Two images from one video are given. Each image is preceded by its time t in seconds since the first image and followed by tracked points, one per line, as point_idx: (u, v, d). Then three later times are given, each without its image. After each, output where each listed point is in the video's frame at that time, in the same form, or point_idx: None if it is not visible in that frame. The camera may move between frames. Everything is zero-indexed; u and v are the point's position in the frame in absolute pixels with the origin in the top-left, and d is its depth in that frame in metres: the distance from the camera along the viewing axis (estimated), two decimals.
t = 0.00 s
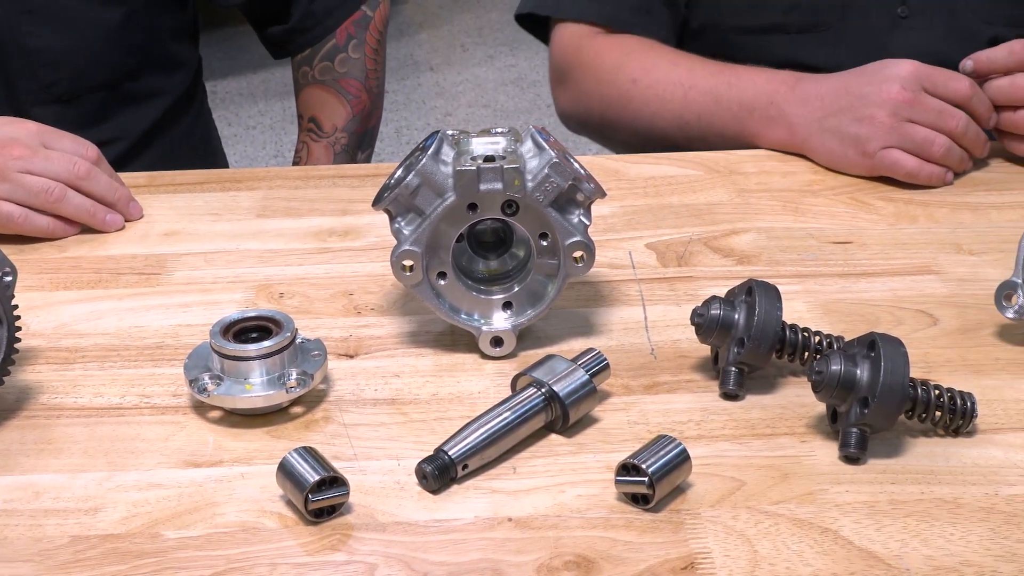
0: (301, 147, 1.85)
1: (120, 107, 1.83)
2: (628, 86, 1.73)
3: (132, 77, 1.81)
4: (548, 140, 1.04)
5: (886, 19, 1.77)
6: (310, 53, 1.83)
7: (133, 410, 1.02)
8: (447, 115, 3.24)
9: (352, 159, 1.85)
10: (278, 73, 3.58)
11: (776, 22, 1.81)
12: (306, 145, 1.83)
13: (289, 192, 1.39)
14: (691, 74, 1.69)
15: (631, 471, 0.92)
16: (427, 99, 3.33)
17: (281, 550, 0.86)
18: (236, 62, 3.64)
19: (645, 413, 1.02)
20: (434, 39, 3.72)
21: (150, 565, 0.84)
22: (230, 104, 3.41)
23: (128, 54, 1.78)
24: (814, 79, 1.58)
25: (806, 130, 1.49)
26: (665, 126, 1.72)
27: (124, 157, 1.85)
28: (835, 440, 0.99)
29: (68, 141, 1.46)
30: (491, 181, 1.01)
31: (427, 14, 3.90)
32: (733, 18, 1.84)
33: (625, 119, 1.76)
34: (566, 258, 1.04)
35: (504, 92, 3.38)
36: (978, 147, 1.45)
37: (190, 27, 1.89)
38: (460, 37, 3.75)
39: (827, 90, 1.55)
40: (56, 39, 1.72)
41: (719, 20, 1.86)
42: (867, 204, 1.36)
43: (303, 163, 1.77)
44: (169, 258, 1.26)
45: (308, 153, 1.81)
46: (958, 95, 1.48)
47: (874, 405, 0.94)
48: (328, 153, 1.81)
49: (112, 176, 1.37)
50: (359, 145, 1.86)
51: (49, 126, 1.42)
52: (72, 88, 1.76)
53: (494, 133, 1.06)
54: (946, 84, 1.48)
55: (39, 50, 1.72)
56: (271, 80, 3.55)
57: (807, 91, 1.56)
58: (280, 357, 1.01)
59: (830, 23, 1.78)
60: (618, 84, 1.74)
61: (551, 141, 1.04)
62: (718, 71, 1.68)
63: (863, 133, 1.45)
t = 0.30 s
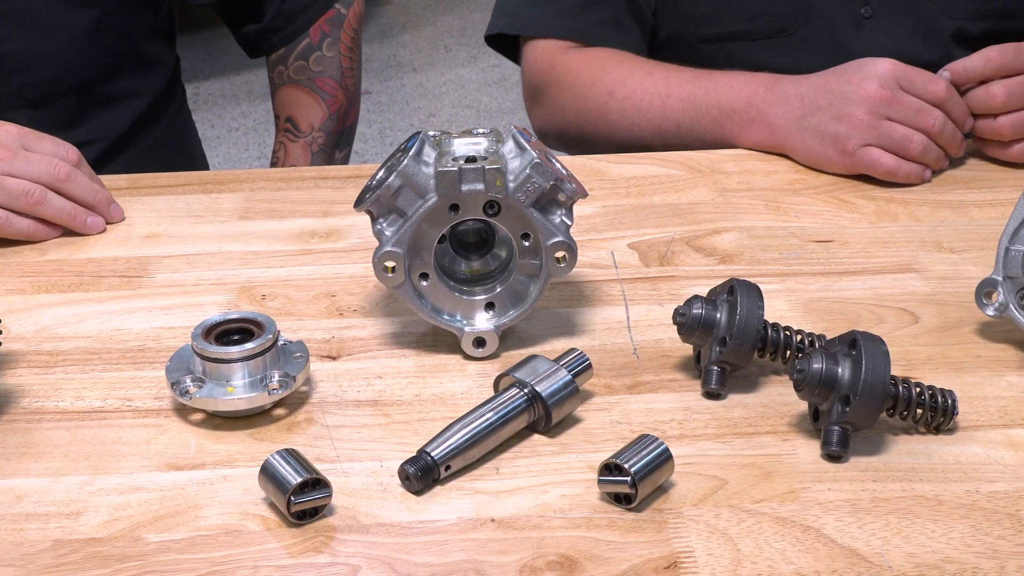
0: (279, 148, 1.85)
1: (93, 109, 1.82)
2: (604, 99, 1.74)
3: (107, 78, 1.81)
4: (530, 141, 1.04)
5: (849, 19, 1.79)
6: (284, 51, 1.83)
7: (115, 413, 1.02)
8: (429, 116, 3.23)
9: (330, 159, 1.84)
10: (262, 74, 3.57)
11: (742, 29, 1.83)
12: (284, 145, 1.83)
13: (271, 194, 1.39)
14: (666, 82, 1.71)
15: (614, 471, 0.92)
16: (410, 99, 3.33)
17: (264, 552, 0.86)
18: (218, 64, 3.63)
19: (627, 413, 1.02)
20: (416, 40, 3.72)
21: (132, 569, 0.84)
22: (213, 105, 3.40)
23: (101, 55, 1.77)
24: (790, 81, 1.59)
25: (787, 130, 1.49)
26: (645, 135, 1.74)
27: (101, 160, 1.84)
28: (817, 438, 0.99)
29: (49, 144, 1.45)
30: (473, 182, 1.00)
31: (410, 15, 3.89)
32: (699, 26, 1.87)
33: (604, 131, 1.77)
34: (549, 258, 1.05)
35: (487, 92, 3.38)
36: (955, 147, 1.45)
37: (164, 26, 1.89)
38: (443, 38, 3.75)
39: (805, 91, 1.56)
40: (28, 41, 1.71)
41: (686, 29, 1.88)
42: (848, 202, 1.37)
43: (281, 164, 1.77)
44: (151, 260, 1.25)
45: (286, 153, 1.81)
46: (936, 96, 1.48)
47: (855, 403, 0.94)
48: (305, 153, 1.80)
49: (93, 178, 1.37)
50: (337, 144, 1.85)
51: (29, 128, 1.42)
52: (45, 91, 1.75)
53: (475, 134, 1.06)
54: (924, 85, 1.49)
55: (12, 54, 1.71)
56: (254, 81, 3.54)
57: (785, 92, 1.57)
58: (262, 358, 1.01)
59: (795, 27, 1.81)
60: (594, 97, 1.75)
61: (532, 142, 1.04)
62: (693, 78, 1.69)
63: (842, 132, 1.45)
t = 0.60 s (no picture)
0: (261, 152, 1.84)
1: (74, 112, 1.81)
2: (586, 101, 1.74)
3: (86, 81, 1.80)
4: (511, 142, 1.04)
5: (826, 18, 1.80)
6: (267, 54, 1.82)
7: (96, 416, 1.02)
8: (413, 117, 3.23)
9: (312, 161, 1.84)
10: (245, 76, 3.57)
11: (719, 28, 1.84)
12: (266, 149, 1.82)
13: (253, 196, 1.39)
14: (647, 83, 1.72)
15: (597, 471, 0.92)
16: (394, 100, 3.33)
17: (247, 555, 0.86)
18: (201, 66, 3.62)
19: (610, 412, 1.02)
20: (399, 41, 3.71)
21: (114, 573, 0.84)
22: (196, 107, 3.39)
23: (80, 58, 1.77)
24: (768, 82, 1.60)
25: (766, 130, 1.49)
26: (627, 137, 1.74)
27: (81, 163, 1.84)
28: (799, 436, 0.99)
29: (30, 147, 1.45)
30: (455, 183, 1.00)
31: (393, 16, 3.88)
32: (678, 27, 1.87)
33: (586, 133, 1.77)
34: (531, 258, 1.05)
35: (470, 93, 3.38)
36: (932, 146, 1.46)
37: (144, 30, 1.89)
38: (426, 39, 3.75)
39: (784, 91, 1.56)
40: (7, 44, 1.71)
41: (664, 29, 1.88)
42: (830, 202, 1.37)
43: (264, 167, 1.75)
44: (133, 263, 1.25)
45: (268, 156, 1.80)
46: (911, 96, 1.49)
47: (837, 401, 0.94)
48: (288, 156, 1.80)
49: (74, 181, 1.36)
50: (320, 147, 1.84)
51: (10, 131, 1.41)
52: (22, 94, 1.75)
53: (456, 135, 1.06)
54: (901, 84, 1.49)
55: None
56: (237, 83, 3.53)
57: (763, 92, 1.58)
58: (245, 361, 1.01)
59: (772, 25, 1.81)
60: (576, 101, 1.75)
61: (513, 142, 1.04)
62: (675, 79, 1.70)
63: (819, 131, 1.45)
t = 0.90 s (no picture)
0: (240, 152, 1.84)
1: (55, 115, 1.81)
2: (571, 96, 1.75)
3: (66, 83, 1.79)
4: (494, 142, 1.05)
5: (812, 10, 1.81)
6: (245, 54, 1.81)
7: (78, 419, 1.01)
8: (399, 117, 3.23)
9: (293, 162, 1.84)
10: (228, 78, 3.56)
11: (706, 21, 1.84)
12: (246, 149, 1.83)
13: (235, 198, 1.38)
14: (633, 80, 1.72)
15: (580, 471, 0.92)
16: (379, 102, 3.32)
17: (230, 558, 0.86)
18: (185, 68, 3.61)
19: (594, 412, 1.02)
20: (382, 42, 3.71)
21: None
22: (179, 109, 3.38)
23: (60, 60, 1.76)
24: (750, 81, 1.60)
25: (747, 130, 1.50)
26: (612, 133, 1.74)
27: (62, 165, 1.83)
28: (782, 435, 0.99)
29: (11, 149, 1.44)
30: (438, 184, 1.00)
31: (377, 19, 3.87)
32: (664, 19, 1.87)
33: (571, 128, 1.77)
34: (514, 258, 1.05)
35: (454, 94, 3.38)
36: (915, 141, 1.46)
37: (123, 31, 1.88)
38: (409, 40, 3.74)
39: (766, 88, 1.56)
40: None
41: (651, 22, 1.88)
42: (813, 201, 1.37)
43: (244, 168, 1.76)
44: (116, 265, 1.25)
45: (248, 157, 1.80)
46: (891, 88, 1.49)
47: (819, 400, 0.94)
48: (268, 156, 1.80)
49: (55, 184, 1.36)
50: (300, 146, 1.85)
51: None
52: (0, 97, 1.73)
53: (438, 136, 1.06)
54: (879, 77, 1.50)
55: None
56: (220, 85, 3.53)
57: (745, 91, 1.58)
58: (228, 363, 1.01)
59: (759, 18, 1.82)
60: (562, 95, 1.75)
61: (495, 143, 1.04)
62: (660, 77, 1.70)
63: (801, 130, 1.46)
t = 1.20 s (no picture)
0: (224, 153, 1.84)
1: (37, 116, 1.80)
2: (558, 89, 1.75)
3: (49, 85, 1.79)
4: (476, 142, 1.05)
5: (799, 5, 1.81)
6: (228, 55, 1.81)
7: (61, 423, 1.01)
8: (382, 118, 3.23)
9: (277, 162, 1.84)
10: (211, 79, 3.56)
11: (692, 16, 1.83)
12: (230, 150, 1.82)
13: (218, 200, 1.38)
14: (620, 75, 1.72)
15: (564, 471, 0.92)
16: (364, 103, 3.32)
17: (214, 560, 0.86)
18: (169, 70, 3.61)
19: (578, 413, 1.03)
20: (366, 43, 3.71)
21: None
22: (163, 111, 3.37)
23: (42, 61, 1.76)
24: (741, 79, 1.61)
25: (739, 125, 1.50)
26: (598, 128, 1.74)
27: (46, 167, 1.83)
28: (766, 434, 1.00)
29: None
30: (421, 184, 1.00)
31: (361, 20, 3.86)
32: (651, 14, 1.86)
33: (557, 121, 1.78)
34: (497, 259, 1.05)
35: (438, 94, 3.38)
36: (923, 130, 1.45)
37: (105, 32, 1.88)
38: (394, 40, 3.74)
39: (758, 86, 1.57)
40: None
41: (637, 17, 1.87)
42: (797, 199, 1.38)
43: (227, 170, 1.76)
44: (99, 268, 1.24)
45: (232, 159, 1.80)
46: (888, 81, 1.52)
47: (803, 398, 0.95)
48: (252, 157, 1.80)
49: (36, 187, 1.36)
50: (284, 147, 1.85)
51: None
52: None
53: (422, 137, 1.07)
54: (876, 73, 1.52)
55: None
56: (203, 87, 3.52)
57: (735, 88, 1.59)
58: (211, 365, 1.01)
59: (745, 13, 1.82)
60: (549, 88, 1.75)
61: (478, 144, 1.04)
62: (646, 73, 1.70)
63: (795, 123, 1.48)
